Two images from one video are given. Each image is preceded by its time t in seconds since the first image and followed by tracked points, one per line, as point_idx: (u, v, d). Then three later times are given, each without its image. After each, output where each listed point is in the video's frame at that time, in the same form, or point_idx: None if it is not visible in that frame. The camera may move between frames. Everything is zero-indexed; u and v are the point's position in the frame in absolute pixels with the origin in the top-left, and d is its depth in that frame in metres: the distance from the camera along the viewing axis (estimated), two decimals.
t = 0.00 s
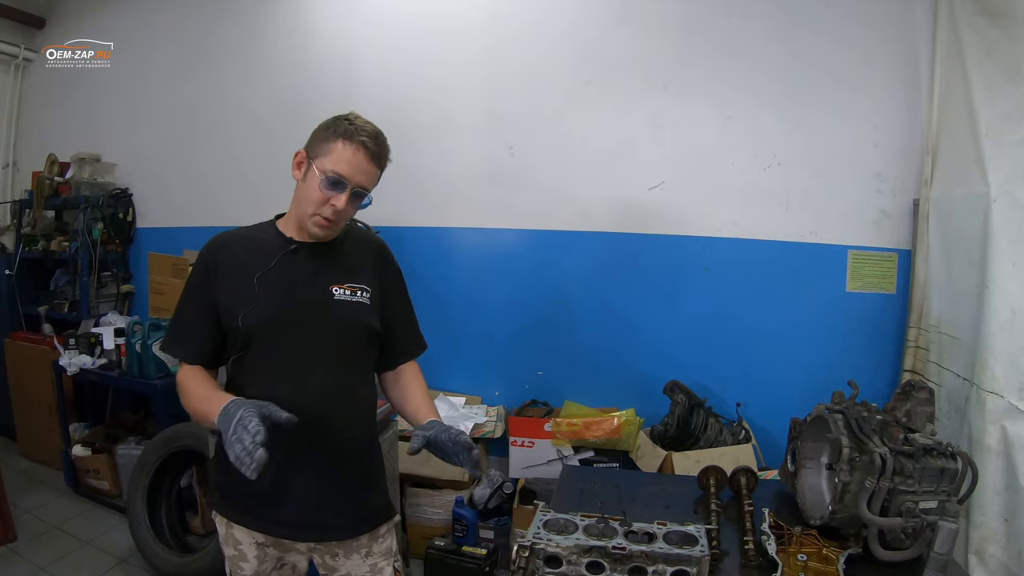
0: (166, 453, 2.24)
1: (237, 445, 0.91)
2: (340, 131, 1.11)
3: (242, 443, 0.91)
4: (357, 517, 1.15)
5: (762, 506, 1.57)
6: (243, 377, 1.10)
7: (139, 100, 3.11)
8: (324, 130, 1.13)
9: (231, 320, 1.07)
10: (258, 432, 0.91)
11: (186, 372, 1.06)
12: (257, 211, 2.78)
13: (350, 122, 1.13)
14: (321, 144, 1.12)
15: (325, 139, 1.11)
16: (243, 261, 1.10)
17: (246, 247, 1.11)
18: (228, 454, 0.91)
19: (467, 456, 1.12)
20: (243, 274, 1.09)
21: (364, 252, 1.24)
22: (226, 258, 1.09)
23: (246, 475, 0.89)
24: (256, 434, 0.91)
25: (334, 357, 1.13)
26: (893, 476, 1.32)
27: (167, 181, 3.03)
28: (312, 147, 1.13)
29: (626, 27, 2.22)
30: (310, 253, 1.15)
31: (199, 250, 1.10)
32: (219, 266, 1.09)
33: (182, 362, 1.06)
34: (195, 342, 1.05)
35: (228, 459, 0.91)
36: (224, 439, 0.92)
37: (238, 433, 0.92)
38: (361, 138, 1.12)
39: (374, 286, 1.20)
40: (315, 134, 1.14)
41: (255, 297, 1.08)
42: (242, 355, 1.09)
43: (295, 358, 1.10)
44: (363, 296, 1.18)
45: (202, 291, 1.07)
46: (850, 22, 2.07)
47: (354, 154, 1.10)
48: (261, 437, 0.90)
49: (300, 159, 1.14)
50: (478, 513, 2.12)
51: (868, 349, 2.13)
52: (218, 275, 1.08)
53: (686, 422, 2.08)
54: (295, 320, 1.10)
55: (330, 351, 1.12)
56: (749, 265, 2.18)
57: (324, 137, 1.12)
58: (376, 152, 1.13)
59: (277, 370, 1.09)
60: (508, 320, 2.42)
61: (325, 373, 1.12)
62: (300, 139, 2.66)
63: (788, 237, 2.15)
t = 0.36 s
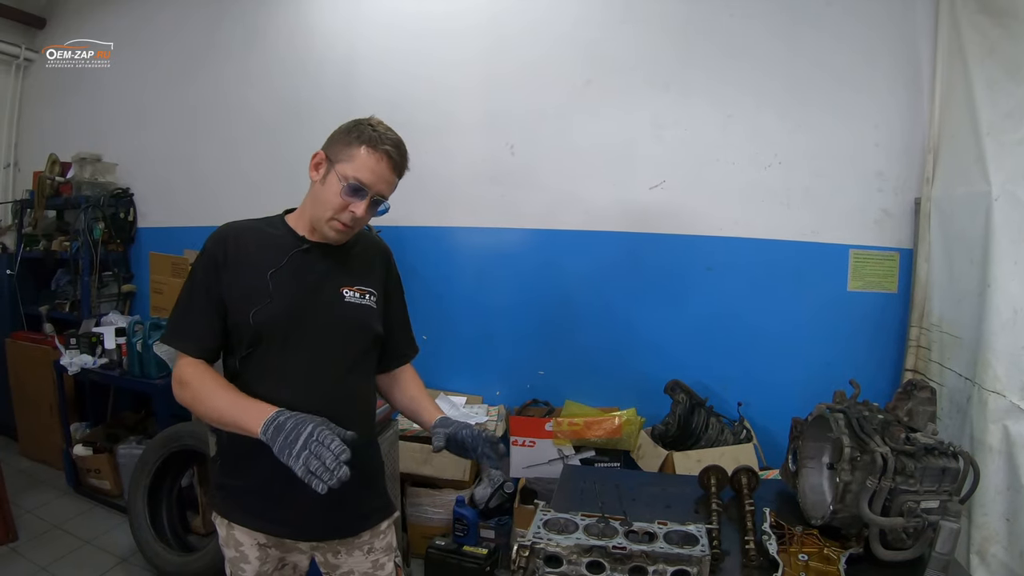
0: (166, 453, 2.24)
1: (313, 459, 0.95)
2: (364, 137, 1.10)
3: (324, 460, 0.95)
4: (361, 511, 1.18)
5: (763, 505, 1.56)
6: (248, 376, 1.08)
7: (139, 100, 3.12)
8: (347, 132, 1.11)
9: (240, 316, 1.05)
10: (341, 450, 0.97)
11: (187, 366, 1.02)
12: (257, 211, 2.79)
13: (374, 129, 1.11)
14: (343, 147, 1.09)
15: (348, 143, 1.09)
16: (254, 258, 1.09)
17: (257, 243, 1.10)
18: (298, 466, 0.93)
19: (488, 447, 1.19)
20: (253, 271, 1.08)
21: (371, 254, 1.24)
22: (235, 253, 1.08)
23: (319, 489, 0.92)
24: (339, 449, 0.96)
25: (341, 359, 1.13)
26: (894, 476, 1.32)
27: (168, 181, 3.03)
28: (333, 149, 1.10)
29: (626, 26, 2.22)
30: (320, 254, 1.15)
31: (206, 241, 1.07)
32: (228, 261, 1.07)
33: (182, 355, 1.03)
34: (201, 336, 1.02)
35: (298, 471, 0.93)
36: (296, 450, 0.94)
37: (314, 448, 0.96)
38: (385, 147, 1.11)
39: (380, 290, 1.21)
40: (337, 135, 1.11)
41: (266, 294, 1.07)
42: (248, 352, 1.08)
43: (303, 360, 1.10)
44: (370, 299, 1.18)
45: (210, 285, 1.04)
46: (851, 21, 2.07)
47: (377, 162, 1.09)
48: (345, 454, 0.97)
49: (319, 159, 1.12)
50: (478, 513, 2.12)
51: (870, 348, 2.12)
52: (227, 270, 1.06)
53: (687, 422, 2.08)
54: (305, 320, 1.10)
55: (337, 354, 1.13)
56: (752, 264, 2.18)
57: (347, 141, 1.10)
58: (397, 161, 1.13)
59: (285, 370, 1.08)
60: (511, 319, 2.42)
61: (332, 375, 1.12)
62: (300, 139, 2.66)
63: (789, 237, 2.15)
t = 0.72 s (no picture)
0: (166, 453, 2.24)
1: (341, 481, 0.96)
2: (366, 139, 1.09)
3: (353, 484, 0.97)
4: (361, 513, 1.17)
5: (764, 505, 1.56)
6: (250, 376, 1.08)
7: (138, 100, 3.12)
8: (349, 134, 1.10)
9: (243, 316, 1.05)
10: (371, 476, 0.99)
11: (190, 365, 1.01)
12: (256, 211, 2.79)
13: (376, 130, 1.11)
14: (346, 149, 1.09)
15: (350, 145, 1.09)
16: (257, 257, 1.08)
17: (260, 243, 1.10)
18: (326, 486, 0.95)
19: (501, 467, 1.20)
20: (256, 271, 1.07)
21: (372, 256, 1.24)
22: (237, 252, 1.08)
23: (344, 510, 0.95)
24: (369, 476, 0.99)
25: (343, 360, 1.13)
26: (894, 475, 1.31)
27: (168, 181, 3.03)
28: (335, 151, 1.10)
29: (626, 26, 2.21)
30: (322, 254, 1.15)
31: (209, 240, 1.07)
32: (231, 260, 1.07)
33: (184, 354, 1.02)
34: (204, 335, 1.02)
35: (325, 491, 0.94)
36: (325, 471, 0.95)
37: (343, 471, 0.97)
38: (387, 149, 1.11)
39: (381, 290, 1.21)
40: (339, 137, 1.11)
41: (268, 294, 1.07)
42: (250, 352, 1.08)
43: (305, 361, 1.10)
44: (372, 300, 1.18)
45: (214, 284, 1.04)
46: (852, 20, 2.07)
47: (380, 165, 1.09)
48: (374, 481, 0.99)
49: (320, 160, 1.11)
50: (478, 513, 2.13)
51: (870, 348, 2.12)
52: (229, 269, 1.06)
53: (687, 421, 2.08)
54: (307, 320, 1.10)
55: (339, 354, 1.13)
56: (752, 264, 2.18)
57: (349, 143, 1.09)
58: (399, 163, 1.13)
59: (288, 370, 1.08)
60: (511, 319, 2.42)
61: (334, 375, 1.12)
62: (299, 139, 2.67)
63: (789, 236, 2.15)
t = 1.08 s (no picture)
0: (167, 452, 2.24)
1: (325, 492, 0.96)
2: (361, 137, 1.09)
3: (336, 496, 0.96)
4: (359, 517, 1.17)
5: (764, 505, 1.56)
6: (251, 376, 1.09)
7: (139, 99, 3.12)
8: (345, 131, 1.10)
9: (243, 316, 1.05)
10: (355, 491, 0.97)
11: (191, 366, 1.02)
12: (256, 211, 2.79)
13: (371, 127, 1.11)
14: (341, 147, 1.09)
15: (345, 143, 1.09)
16: (255, 258, 1.09)
17: (259, 244, 1.10)
18: (310, 495, 0.94)
19: (500, 482, 1.18)
20: (254, 270, 1.08)
21: (372, 254, 1.24)
22: (236, 253, 1.08)
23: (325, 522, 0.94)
24: (353, 491, 0.97)
25: (343, 359, 1.13)
26: (894, 475, 1.32)
27: (168, 181, 3.03)
28: (330, 149, 1.10)
29: (626, 26, 2.22)
30: (321, 253, 1.15)
31: (208, 242, 1.07)
32: (230, 260, 1.07)
33: (185, 355, 1.03)
34: (204, 336, 1.03)
35: (308, 500, 0.94)
36: (310, 480, 0.95)
37: (328, 483, 0.96)
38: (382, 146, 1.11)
39: (381, 289, 1.21)
40: (334, 134, 1.11)
41: (267, 294, 1.07)
42: (250, 352, 1.08)
43: (305, 360, 1.10)
44: (372, 298, 1.18)
45: (213, 285, 1.05)
46: (852, 20, 2.07)
47: (376, 162, 1.09)
48: (358, 497, 0.97)
49: (316, 159, 1.11)
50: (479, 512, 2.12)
51: (870, 348, 2.12)
52: (228, 269, 1.06)
53: (687, 421, 2.08)
54: (306, 320, 1.10)
55: (339, 352, 1.13)
56: (751, 264, 2.18)
57: (345, 141, 1.09)
58: (395, 160, 1.13)
59: (287, 370, 1.09)
60: (511, 319, 2.42)
61: (334, 374, 1.12)
62: (299, 139, 2.67)
63: (789, 236, 2.15)
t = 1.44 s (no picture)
0: (169, 452, 2.25)
1: (328, 498, 0.96)
2: (351, 133, 1.09)
3: (339, 503, 0.96)
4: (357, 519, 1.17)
5: (764, 504, 1.56)
6: (251, 378, 1.09)
7: (139, 99, 3.12)
8: (335, 129, 1.11)
9: (242, 318, 1.06)
10: (357, 498, 0.98)
11: (193, 370, 1.03)
12: (257, 211, 2.80)
13: (361, 123, 1.11)
14: (332, 144, 1.10)
15: (336, 140, 1.09)
16: (253, 260, 1.09)
17: (257, 245, 1.11)
18: (313, 501, 0.95)
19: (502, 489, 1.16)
20: (253, 272, 1.08)
21: (370, 253, 1.24)
22: (235, 255, 1.08)
23: (326, 528, 0.95)
24: (355, 499, 0.98)
25: (343, 358, 1.13)
26: (894, 474, 1.32)
27: (169, 181, 3.04)
28: (322, 147, 1.11)
29: (626, 26, 2.22)
30: (319, 253, 1.15)
31: (207, 246, 1.08)
32: (228, 263, 1.07)
33: (187, 359, 1.04)
34: (205, 339, 1.03)
35: (311, 506, 0.94)
36: (313, 487, 0.95)
37: (332, 489, 0.97)
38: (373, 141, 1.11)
39: (380, 288, 1.21)
40: (326, 132, 1.11)
41: (265, 295, 1.08)
42: (250, 354, 1.08)
43: (304, 360, 1.10)
44: (370, 297, 1.18)
45: (212, 289, 1.05)
46: (852, 20, 2.07)
47: (367, 157, 1.09)
48: (360, 504, 0.98)
49: (309, 158, 1.12)
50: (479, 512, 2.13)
51: (871, 348, 2.12)
52: (226, 272, 1.07)
53: (688, 421, 2.09)
54: (305, 320, 1.10)
55: (338, 352, 1.13)
56: (752, 265, 2.18)
57: (335, 138, 1.10)
58: (387, 154, 1.12)
59: (287, 370, 1.09)
60: (511, 319, 2.42)
61: (334, 374, 1.12)
62: (300, 138, 2.67)
63: (789, 236, 2.15)
